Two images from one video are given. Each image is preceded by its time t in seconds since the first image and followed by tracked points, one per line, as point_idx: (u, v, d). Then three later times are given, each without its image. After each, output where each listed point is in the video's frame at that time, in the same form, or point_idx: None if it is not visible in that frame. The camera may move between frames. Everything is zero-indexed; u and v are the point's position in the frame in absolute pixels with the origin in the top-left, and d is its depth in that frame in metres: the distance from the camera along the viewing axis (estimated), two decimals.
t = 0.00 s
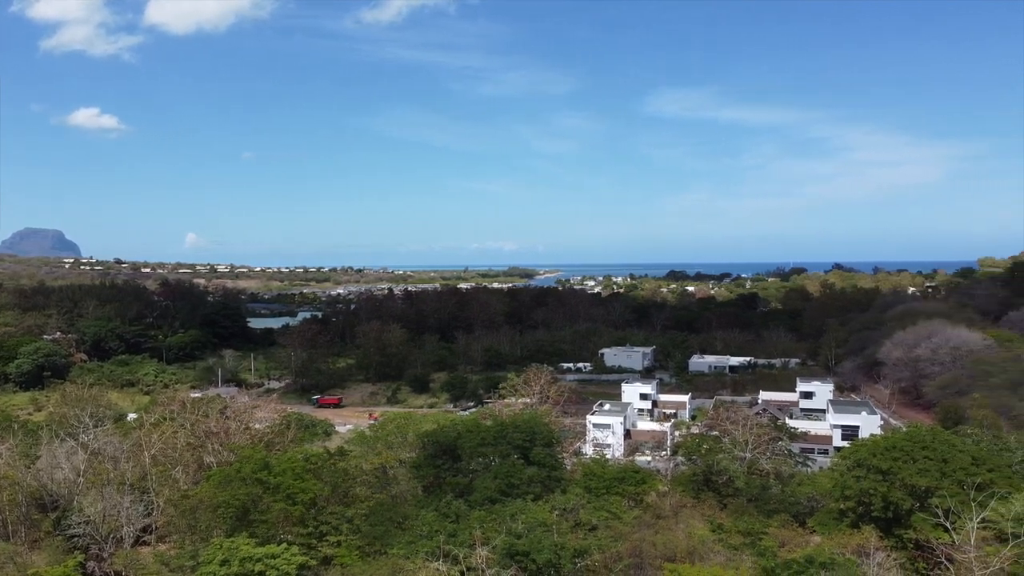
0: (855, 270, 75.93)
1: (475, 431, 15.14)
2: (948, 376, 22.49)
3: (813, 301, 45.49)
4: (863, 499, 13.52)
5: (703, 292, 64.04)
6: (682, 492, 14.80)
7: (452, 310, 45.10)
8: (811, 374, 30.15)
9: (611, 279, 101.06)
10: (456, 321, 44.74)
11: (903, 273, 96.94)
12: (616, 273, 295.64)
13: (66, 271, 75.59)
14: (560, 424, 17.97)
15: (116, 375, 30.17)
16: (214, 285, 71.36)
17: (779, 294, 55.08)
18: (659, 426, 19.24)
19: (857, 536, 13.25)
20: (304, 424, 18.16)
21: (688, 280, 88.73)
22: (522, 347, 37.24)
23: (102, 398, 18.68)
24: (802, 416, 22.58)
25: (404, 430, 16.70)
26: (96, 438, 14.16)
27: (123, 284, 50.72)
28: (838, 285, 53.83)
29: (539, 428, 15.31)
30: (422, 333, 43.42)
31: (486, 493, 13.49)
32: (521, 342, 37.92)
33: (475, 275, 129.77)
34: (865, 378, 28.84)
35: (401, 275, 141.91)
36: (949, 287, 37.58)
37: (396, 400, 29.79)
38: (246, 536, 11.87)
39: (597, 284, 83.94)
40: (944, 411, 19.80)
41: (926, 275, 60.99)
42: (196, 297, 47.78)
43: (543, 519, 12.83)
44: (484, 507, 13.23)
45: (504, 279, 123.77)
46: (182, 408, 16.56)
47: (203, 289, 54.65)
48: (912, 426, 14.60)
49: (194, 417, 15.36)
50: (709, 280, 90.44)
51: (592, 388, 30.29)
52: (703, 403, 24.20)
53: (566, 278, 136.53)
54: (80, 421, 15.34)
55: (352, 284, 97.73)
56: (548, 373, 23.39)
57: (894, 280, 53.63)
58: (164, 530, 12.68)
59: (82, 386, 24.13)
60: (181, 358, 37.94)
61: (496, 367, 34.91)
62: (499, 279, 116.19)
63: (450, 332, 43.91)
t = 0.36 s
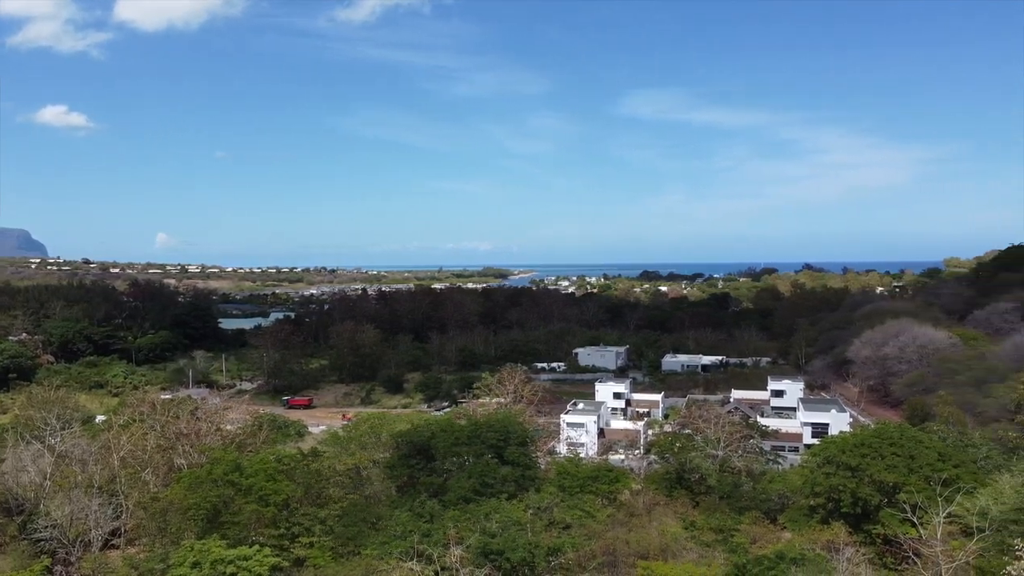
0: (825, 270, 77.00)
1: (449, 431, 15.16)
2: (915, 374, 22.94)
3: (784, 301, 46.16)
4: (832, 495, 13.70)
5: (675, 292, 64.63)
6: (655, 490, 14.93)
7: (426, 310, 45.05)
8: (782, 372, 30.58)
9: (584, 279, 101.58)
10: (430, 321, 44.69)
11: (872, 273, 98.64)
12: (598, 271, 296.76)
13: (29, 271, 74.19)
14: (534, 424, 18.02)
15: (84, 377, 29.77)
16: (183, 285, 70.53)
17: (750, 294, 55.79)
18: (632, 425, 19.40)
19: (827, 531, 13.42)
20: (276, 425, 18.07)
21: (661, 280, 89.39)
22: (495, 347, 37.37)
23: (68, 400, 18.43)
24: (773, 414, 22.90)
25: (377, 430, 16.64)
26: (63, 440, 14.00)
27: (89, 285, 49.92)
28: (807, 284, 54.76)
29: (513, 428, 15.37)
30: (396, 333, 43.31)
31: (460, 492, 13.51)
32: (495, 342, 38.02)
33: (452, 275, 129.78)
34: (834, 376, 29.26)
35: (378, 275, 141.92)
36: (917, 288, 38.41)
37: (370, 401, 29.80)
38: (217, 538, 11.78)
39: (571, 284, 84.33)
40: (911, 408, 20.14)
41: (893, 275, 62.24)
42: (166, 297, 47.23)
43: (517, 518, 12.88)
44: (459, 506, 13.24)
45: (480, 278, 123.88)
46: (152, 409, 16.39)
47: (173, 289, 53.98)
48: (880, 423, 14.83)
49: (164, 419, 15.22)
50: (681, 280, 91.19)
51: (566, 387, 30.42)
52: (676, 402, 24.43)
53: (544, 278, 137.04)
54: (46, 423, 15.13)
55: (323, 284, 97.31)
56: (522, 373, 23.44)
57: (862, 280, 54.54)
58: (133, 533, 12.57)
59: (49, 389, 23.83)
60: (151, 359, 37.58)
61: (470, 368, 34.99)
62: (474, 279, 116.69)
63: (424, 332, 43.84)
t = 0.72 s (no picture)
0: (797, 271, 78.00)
1: (426, 431, 15.16)
2: (886, 373, 23.25)
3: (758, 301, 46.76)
4: (805, 492, 13.82)
5: (651, 292, 65.03)
6: (631, 488, 15.03)
7: (402, 310, 45.00)
8: (756, 371, 30.92)
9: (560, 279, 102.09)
10: (406, 321, 44.61)
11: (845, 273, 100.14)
12: (583, 270, 297.69)
13: None
14: (511, 423, 18.09)
15: (54, 378, 29.41)
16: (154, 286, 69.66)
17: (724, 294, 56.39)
18: (607, 424, 19.54)
19: (800, 528, 13.55)
20: (250, 426, 17.97)
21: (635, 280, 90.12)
22: (472, 347, 37.48)
23: (35, 402, 18.21)
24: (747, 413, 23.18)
25: (353, 430, 16.58)
26: (31, 443, 13.85)
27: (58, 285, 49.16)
28: (781, 284, 55.54)
29: (490, 428, 15.41)
30: (372, 333, 43.18)
31: (437, 492, 13.51)
32: (471, 342, 38.10)
33: (431, 275, 129.73)
34: (807, 374, 29.65)
35: (357, 275, 141.62)
36: (888, 287, 39.14)
37: (346, 401, 29.82)
38: (190, 540, 11.71)
39: (546, 285, 84.67)
40: (882, 406, 20.39)
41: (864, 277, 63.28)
42: (138, 297, 46.70)
43: (493, 518, 12.92)
44: (435, 506, 13.25)
45: (458, 278, 123.88)
46: (124, 410, 16.25)
47: (145, 289, 53.34)
48: (852, 421, 14.97)
49: (136, 420, 15.10)
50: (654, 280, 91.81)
51: (543, 387, 30.57)
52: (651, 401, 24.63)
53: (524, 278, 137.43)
54: (14, 425, 14.94)
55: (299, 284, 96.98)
56: (499, 372, 23.49)
57: (836, 280, 55.45)
58: (104, 536, 12.47)
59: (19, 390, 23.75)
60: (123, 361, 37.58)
61: (446, 368, 35.06)
62: (450, 279, 116.79)
63: (400, 332, 43.75)
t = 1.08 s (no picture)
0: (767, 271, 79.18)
1: (400, 431, 15.16)
2: (855, 371, 23.55)
3: (730, 300, 47.37)
4: (776, 489, 13.86)
5: (624, 292, 65.55)
6: (605, 487, 15.13)
7: (376, 310, 44.90)
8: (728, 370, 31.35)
9: (535, 279, 102.47)
10: (380, 321, 44.48)
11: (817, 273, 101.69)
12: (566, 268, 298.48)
13: None
14: (486, 423, 18.15)
15: (20, 380, 28.93)
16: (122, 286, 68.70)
17: (697, 294, 57.09)
18: (581, 423, 19.69)
19: (771, 524, 13.65)
20: (222, 427, 17.84)
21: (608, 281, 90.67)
22: (446, 347, 37.55)
23: None
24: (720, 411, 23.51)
25: (327, 431, 16.54)
26: None
27: (23, 285, 48.33)
28: (753, 284, 56.39)
29: (464, 427, 15.43)
30: (346, 334, 43.06)
31: (411, 493, 13.52)
32: (445, 342, 38.20)
33: (408, 276, 129.46)
34: (778, 373, 30.10)
35: (334, 275, 141.13)
36: (858, 287, 39.89)
37: (319, 402, 29.78)
38: (161, 543, 11.59)
39: (516, 286, 84.79)
40: (851, 405, 20.77)
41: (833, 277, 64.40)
42: (107, 297, 46.13)
43: (468, 517, 12.94)
44: (409, 506, 13.25)
45: (434, 278, 123.79)
46: (92, 412, 16.07)
47: (114, 290, 52.67)
48: (822, 418, 15.00)
49: (104, 422, 14.93)
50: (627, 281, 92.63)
51: (517, 387, 30.69)
52: (626, 400, 24.87)
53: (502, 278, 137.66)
54: None
55: (272, 285, 96.23)
56: (473, 372, 23.55)
57: (806, 280, 56.49)
58: (72, 540, 12.32)
59: None
60: (91, 362, 37.09)
61: (420, 368, 35.18)
62: (423, 279, 117.07)
63: (374, 332, 43.69)
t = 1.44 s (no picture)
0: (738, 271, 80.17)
1: (374, 431, 15.15)
2: (824, 370, 23.82)
3: (703, 300, 47.94)
4: (748, 486, 13.91)
5: (598, 292, 66.05)
6: (579, 486, 15.20)
7: (350, 311, 44.78)
8: (700, 369, 31.74)
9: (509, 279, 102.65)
10: (354, 322, 44.34)
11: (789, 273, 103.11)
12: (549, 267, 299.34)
13: None
14: (460, 423, 18.19)
15: None
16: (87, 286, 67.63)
17: (670, 294, 57.75)
18: (555, 423, 19.83)
19: (743, 522, 13.69)
20: (193, 429, 17.71)
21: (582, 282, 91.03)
22: (420, 348, 37.56)
23: None
24: (692, 411, 23.81)
25: (300, 432, 16.48)
26: None
27: None
28: (725, 284, 57.18)
29: (438, 427, 15.45)
30: (319, 334, 42.90)
31: (384, 493, 13.51)
32: (420, 342, 38.27)
33: (384, 276, 129.10)
34: (749, 372, 30.50)
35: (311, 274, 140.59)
36: (828, 287, 40.61)
37: (292, 403, 29.72)
38: (130, 546, 11.45)
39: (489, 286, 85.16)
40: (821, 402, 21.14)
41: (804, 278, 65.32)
42: (75, 297, 45.49)
43: (442, 517, 12.95)
44: (383, 507, 13.23)
45: (403, 279, 124.29)
46: (59, 415, 15.89)
47: (82, 290, 51.92)
48: (793, 416, 15.08)
49: (71, 425, 14.78)
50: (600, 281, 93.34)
51: (491, 387, 30.82)
52: (600, 400, 25.06)
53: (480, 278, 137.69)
54: None
55: (245, 285, 95.19)
56: (447, 372, 23.61)
57: (778, 280, 57.38)
58: (39, 544, 12.17)
59: None
60: (58, 363, 36.63)
61: (394, 368, 35.26)
62: (397, 280, 117.09)
63: (347, 333, 43.60)
